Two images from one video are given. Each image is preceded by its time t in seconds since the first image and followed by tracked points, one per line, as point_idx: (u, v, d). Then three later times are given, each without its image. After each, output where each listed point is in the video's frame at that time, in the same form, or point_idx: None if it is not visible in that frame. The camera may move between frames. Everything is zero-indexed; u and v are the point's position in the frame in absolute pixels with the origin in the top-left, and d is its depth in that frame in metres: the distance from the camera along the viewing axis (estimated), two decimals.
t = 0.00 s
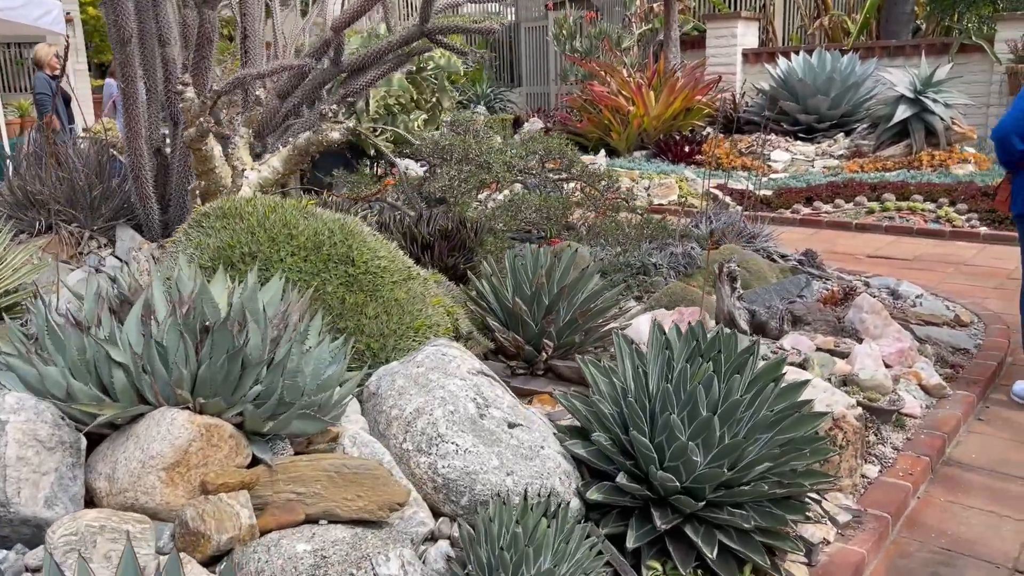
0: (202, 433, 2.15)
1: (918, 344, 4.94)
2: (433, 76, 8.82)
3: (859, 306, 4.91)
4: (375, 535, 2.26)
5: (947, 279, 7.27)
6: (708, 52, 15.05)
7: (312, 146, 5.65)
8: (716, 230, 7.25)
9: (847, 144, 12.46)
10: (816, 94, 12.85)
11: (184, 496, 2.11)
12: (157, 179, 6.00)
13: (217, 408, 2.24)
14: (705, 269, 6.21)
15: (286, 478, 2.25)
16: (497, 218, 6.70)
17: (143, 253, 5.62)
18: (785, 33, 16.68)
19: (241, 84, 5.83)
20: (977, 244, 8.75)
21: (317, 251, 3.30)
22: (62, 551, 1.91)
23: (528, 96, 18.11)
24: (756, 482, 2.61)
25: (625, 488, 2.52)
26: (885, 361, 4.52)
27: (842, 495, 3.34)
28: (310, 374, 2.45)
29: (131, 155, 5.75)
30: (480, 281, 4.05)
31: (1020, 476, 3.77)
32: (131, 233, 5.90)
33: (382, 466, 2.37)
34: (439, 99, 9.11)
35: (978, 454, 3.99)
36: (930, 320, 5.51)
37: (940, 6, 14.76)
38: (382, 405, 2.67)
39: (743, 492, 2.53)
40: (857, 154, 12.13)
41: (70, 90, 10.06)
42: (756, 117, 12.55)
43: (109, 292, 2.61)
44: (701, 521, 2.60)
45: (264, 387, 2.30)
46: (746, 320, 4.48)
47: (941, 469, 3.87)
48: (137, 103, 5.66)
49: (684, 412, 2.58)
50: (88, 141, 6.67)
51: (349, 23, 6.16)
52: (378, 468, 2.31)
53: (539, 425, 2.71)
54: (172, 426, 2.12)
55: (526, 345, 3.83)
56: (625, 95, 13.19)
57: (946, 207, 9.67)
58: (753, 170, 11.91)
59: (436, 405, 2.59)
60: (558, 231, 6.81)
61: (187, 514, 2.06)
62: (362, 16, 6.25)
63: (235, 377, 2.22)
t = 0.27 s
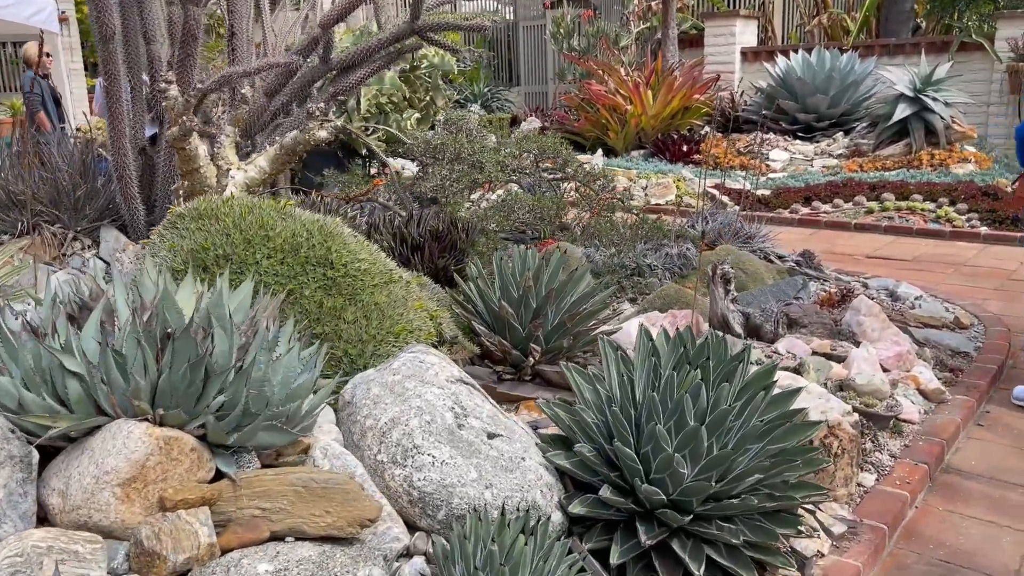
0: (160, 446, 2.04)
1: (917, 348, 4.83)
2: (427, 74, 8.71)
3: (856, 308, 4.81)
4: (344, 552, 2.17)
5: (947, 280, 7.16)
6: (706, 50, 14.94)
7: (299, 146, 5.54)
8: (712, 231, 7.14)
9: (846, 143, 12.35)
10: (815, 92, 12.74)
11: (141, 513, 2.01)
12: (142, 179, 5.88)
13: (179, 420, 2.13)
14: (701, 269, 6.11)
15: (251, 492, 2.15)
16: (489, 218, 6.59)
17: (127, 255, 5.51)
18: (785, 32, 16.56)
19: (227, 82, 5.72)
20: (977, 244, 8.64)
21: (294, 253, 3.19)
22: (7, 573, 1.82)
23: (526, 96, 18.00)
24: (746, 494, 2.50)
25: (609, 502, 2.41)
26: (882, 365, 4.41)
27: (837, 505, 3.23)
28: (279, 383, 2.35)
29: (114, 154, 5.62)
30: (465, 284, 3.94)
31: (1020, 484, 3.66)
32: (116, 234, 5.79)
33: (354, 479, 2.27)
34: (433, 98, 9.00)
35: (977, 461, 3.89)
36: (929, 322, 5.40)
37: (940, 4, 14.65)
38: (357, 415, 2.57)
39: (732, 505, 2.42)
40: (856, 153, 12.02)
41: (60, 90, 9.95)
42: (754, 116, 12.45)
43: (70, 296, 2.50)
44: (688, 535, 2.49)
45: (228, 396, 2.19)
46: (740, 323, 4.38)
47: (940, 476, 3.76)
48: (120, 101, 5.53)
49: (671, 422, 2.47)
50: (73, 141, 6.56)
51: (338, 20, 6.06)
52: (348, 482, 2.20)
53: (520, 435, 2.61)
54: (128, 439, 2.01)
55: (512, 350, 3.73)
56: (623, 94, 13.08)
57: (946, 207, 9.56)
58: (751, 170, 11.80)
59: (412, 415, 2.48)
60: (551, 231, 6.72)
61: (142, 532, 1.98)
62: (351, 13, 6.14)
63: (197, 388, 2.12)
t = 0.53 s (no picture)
0: (111, 470, 1.92)
1: (916, 354, 4.71)
2: (419, 74, 8.59)
3: (853, 314, 4.69)
4: None
5: (947, 283, 7.04)
6: (705, 50, 14.81)
7: (285, 147, 5.41)
8: (708, 233, 7.02)
9: (845, 143, 12.22)
10: (814, 92, 12.61)
11: (90, 541, 1.90)
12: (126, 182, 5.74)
13: (133, 441, 2.02)
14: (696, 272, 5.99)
15: (210, 517, 2.03)
16: (481, 221, 6.47)
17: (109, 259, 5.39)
18: (784, 31, 16.45)
19: (212, 82, 5.60)
20: (978, 246, 8.51)
21: (268, 260, 3.08)
22: None
23: (524, 96, 17.88)
24: (734, 515, 2.39)
25: (591, 524, 2.30)
26: (880, 373, 4.29)
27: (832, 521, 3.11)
28: (242, 400, 2.23)
29: (97, 156, 5.45)
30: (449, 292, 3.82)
31: (1021, 497, 3.54)
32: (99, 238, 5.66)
33: (320, 502, 2.16)
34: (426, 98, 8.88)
35: (978, 474, 3.77)
36: (928, 327, 5.28)
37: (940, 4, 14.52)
38: (327, 432, 2.45)
39: (720, 527, 2.31)
40: (855, 154, 11.88)
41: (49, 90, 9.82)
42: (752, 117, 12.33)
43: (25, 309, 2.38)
44: (675, 557, 2.37)
45: (186, 415, 2.07)
46: (733, 330, 4.26)
47: (939, 489, 3.64)
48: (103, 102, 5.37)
49: (656, 440, 2.35)
50: (56, 143, 6.43)
51: (326, 19, 5.93)
52: (313, 506, 2.09)
53: (499, 452, 2.48)
54: (76, 462, 1.90)
55: (498, 359, 3.60)
56: (620, 94, 12.95)
57: (946, 209, 9.43)
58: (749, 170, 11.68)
59: (383, 432, 2.36)
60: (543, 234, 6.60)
61: (90, 562, 1.86)
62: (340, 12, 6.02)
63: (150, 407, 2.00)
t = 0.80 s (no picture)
0: (57, 494, 1.84)
1: (912, 362, 4.61)
2: (412, 75, 8.50)
3: (848, 320, 4.59)
4: None
5: (946, 287, 6.93)
6: (703, 50, 14.70)
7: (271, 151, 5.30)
8: (703, 237, 6.92)
9: (844, 145, 12.11)
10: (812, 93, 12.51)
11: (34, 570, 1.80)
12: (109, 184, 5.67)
13: (84, 462, 1.93)
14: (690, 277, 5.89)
15: (165, 543, 1.94)
16: (472, 224, 6.37)
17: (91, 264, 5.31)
18: (783, 32, 16.36)
19: (196, 84, 5.50)
20: (978, 249, 8.40)
21: (241, 268, 2.98)
22: None
23: (522, 96, 17.79)
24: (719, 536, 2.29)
25: (569, 546, 2.19)
26: (876, 381, 4.19)
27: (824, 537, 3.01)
28: (202, 417, 2.13)
29: (79, 160, 5.34)
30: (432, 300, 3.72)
31: (1019, 510, 3.44)
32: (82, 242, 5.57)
33: (281, 525, 2.08)
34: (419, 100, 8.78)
35: (975, 486, 3.66)
36: (925, 333, 5.17)
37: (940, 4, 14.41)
38: (295, 449, 2.34)
39: (703, 549, 2.21)
40: (854, 155, 11.78)
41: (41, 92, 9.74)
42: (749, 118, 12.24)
43: None
44: None
45: (139, 434, 1.97)
46: (725, 338, 4.17)
47: (935, 502, 3.54)
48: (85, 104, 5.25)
49: (637, 457, 2.25)
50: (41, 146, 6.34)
51: (313, 20, 5.83)
52: (274, 529, 2.02)
53: (474, 470, 2.38)
54: (21, 486, 1.83)
55: (481, 368, 3.50)
56: (617, 95, 12.85)
57: (945, 211, 9.33)
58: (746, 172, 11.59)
59: (351, 450, 2.26)
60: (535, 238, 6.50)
61: None
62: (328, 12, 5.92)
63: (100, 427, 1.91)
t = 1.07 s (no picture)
0: None
1: (908, 369, 4.51)
2: (405, 76, 8.41)
3: (843, 327, 4.49)
4: None
5: (943, 291, 6.83)
6: (700, 51, 14.61)
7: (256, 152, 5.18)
8: (696, 240, 6.83)
9: (842, 146, 12.02)
10: (810, 94, 12.41)
11: None
12: (90, 187, 5.58)
13: (30, 484, 1.86)
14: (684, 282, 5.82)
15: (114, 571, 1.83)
16: (462, 227, 6.28)
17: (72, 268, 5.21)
18: (781, 33, 16.28)
19: (180, 85, 5.40)
20: (977, 252, 8.30)
21: (211, 275, 2.89)
22: None
23: (519, 97, 17.70)
24: (702, 558, 2.19)
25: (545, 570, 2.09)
26: (870, 390, 4.09)
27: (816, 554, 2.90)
28: (158, 434, 2.03)
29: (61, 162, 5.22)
30: (413, 308, 3.62)
31: (1017, 524, 3.33)
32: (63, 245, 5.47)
33: (240, 550, 1.97)
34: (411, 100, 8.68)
35: (972, 498, 3.56)
36: (922, 340, 5.07)
37: (939, 4, 14.31)
38: (259, 468, 2.24)
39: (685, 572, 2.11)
40: (852, 157, 11.68)
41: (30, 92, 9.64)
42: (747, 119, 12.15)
43: None
44: None
45: (87, 455, 1.88)
46: (715, 346, 4.07)
47: (930, 515, 3.44)
48: (66, 107, 5.13)
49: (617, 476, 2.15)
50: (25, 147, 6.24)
51: (300, 19, 5.73)
52: (231, 554, 1.92)
53: (446, 489, 2.27)
54: None
55: (463, 377, 3.39)
56: (613, 95, 12.75)
57: (944, 213, 9.23)
58: (743, 174, 11.50)
59: (317, 468, 2.16)
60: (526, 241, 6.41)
61: None
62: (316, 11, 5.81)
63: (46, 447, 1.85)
